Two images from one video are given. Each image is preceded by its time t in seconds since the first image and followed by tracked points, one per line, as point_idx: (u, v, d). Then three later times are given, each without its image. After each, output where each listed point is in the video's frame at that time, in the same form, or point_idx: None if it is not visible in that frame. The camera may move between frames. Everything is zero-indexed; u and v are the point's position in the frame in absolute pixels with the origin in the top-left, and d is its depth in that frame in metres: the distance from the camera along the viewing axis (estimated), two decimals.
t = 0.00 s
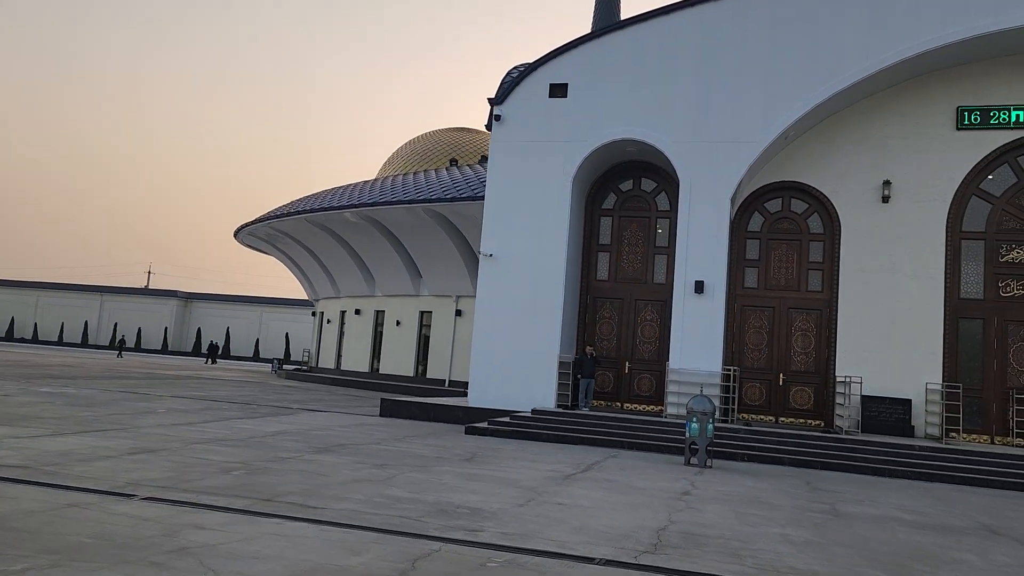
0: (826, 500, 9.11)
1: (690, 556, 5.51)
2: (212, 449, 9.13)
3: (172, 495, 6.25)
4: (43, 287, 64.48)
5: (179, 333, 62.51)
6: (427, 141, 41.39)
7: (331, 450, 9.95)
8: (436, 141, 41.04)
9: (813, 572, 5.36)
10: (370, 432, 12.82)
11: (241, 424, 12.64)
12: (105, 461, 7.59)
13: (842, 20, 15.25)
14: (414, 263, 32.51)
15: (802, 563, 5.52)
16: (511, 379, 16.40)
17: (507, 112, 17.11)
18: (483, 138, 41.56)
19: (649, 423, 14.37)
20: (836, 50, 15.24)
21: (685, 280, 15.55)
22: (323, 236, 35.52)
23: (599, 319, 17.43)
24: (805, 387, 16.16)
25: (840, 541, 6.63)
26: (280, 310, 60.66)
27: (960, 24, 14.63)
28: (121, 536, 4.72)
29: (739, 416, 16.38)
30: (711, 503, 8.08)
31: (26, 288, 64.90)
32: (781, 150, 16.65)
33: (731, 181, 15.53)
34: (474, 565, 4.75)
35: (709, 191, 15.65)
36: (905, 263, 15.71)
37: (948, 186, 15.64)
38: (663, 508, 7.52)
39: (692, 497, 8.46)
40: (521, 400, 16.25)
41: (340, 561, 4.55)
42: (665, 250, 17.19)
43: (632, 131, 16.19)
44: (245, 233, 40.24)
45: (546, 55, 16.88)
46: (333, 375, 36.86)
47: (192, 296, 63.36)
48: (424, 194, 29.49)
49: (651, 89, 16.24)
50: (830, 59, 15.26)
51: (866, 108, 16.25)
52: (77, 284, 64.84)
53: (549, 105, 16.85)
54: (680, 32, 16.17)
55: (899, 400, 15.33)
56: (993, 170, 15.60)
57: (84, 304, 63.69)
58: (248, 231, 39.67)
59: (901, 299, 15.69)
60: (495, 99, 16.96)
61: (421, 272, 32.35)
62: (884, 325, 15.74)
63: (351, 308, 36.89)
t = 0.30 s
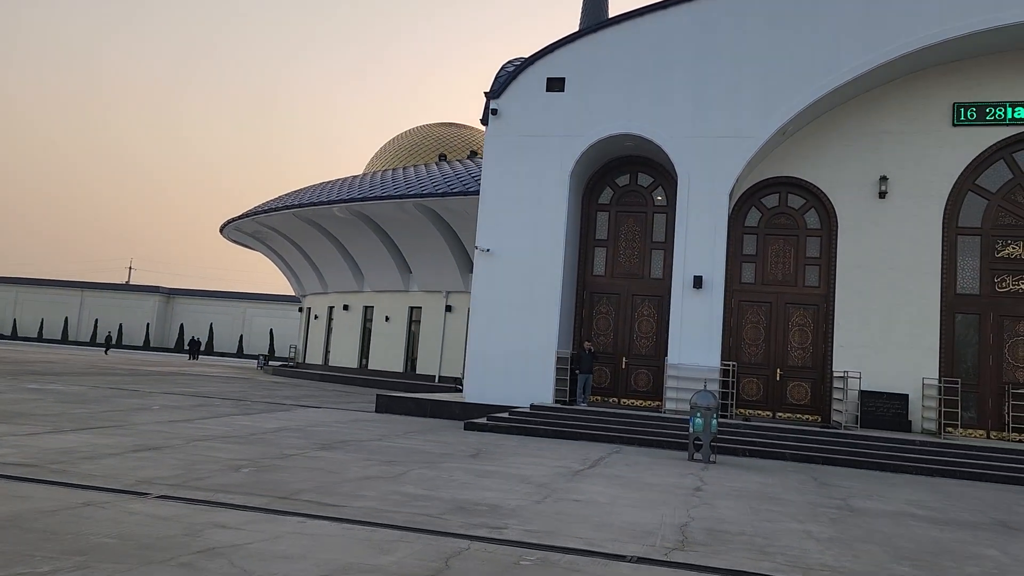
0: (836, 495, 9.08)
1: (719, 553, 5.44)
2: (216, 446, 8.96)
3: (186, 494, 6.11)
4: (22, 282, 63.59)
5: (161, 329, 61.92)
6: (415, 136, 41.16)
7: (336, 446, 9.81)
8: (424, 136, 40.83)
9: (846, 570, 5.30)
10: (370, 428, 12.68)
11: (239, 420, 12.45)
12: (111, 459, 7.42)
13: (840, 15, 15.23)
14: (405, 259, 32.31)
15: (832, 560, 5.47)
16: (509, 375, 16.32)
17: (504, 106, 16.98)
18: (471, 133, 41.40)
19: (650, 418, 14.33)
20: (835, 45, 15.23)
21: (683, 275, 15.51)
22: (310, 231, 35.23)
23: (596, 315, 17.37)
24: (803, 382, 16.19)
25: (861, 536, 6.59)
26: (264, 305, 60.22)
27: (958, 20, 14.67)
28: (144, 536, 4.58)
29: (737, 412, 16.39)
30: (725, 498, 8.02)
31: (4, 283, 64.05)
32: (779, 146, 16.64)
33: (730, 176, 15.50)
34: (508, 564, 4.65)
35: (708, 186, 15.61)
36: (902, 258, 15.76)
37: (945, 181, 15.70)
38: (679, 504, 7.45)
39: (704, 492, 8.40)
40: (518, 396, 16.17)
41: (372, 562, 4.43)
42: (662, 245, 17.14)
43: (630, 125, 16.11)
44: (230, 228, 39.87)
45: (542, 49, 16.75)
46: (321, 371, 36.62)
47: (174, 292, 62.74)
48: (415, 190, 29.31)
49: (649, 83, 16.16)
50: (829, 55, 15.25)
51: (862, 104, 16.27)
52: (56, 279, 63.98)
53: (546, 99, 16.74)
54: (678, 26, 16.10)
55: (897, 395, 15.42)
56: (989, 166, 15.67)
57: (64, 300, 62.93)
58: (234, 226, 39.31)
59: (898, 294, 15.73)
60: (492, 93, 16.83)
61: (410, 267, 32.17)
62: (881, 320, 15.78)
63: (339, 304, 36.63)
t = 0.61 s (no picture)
0: (845, 494, 9.10)
1: (748, 556, 5.39)
2: (221, 449, 8.83)
3: (201, 500, 5.98)
4: None
5: (143, 328, 61.30)
6: (401, 133, 40.96)
7: (340, 448, 9.71)
8: (410, 133, 40.64)
9: (874, 570, 5.28)
10: (369, 429, 12.57)
11: (237, 422, 12.30)
12: (118, 464, 7.28)
13: (835, 13, 15.27)
14: (393, 257, 32.15)
15: (859, 562, 5.45)
16: (505, 373, 16.24)
17: (499, 104, 16.88)
18: (457, 130, 41.25)
19: (649, 417, 14.31)
20: (830, 43, 15.26)
21: (680, 273, 15.50)
22: (297, 228, 34.96)
23: (591, 312, 17.33)
24: (799, 380, 16.24)
25: (880, 536, 6.59)
26: (248, 304, 59.77)
27: (952, 18, 14.74)
28: (169, 545, 4.48)
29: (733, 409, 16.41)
30: (738, 499, 8.01)
31: None
32: (775, 144, 16.66)
33: (727, 174, 15.50)
34: (541, 571, 4.59)
35: (705, 184, 15.60)
36: (896, 256, 15.83)
37: (939, 180, 15.79)
38: (694, 505, 7.42)
39: (715, 492, 8.38)
40: (515, 395, 16.10)
41: (406, 569, 4.36)
42: (658, 243, 17.13)
43: (626, 123, 16.06)
44: (216, 226, 39.54)
45: (538, 46, 16.65)
46: (309, 370, 36.37)
47: (155, 290, 62.11)
48: (404, 187, 29.16)
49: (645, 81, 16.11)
50: (824, 52, 15.28)
51: (857, 102, 16.32)
52: (35, 278, 63.11)
53: (542, 96, 16.66)
54: (674, 24, 16.06)
55: (894, 393, 15.50)
56: (983, 164, 15.77)
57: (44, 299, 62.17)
58: (220, 223, 38.98)
59: (894, 292, 15.79)
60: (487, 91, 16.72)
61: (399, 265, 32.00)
62: (876, 318, 15.84)
63: (327, 302, 36.39)
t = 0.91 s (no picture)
0: (854, 489, 9.11)
1: (776, 554, 5.35)
2: (226, 449, 8.71)
3: (217, 501, 5.87)
4: None
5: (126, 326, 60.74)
6: (389, 129, 40.77)
7: (345, 447, 9.61)
8: (398, 129, 40.45)
9: (903, 567, 5.26)
10: (370, 427, 12.47)
11: (236, 421, 12.16)
12: (126, 465, 7.14)
13: (831, 8, 15.29)
14: (384, 253, 31.99)
15: (887, 558, 5.43)
16: (503, 370, 16.16)
17: (496, 99, 16.78)
18: (445, 125, 41.10)
19: (649, 412, 14.29)
20: (826, 37, 15.28)
21: (679, 268, 15.48)
22: (286, 225, 34.70)
23: (589, 308, 17.28)
24: (796, 374, 16.24)
25: (899, 532, 6.58)
26: (232, 301, 59.33)
27: (947, 13, 14.81)
28: (197, 549, 4.37)
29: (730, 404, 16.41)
30: (751, 495, 7.98)
31: None
32: (771, 139, 16.66)
33: (725, 169, 15.49)
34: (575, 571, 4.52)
35: (703, 179, 15.59)
36: (892, 250, 15.86)
37: (935, 174, 15.85)
38: (710, 502, 7.39)
39: (727, 489, 8.35)
40: (513, 391, 16.03)
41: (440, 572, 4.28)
42: (654, 238, 17.10)
43: (624, 118, 16.01)
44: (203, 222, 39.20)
45: (535, 40, 16.56)
46: (298, 367, 36.12)
47: (138, 287, 61.51)
48: (396, 183, 29.03)
49: (643, 75, 16.07)
50: (820, 47, 15.29)
51: (852, 96, 16.34)
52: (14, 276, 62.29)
53: (538, 91, 16.57)
54: (671, 18, 16.02)
55: (889, 386, 15.48)
56: (977, 159, 15.84)
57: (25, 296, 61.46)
58: (207, 219, 38.67)
59: (890, 285, 15.82)
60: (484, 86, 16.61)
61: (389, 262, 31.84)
62: (873, 312, 15.87)
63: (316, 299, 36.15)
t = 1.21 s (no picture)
0: (867, 485, 9.09)
1: (810, 554, 5.29)
2: (236, 449, 8.58)
3: (238, 505, 5.75)
4: None
5: (112, 322, 60.18)
6: (379, 124, 40.55)
7: (354, 447, 9.50)
8: (389, 123, 40.25)
9: (937, 566, 5.22)
10: (374, 425, 12.35)
11: (239, 420, 12.01)
12: (138, 467, 7.01)
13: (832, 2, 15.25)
14: (377, 249, 31.81)
15: (920, 558, 5.39)
16: (504, 366, 16.08)
17: (496, 93, 16.66)
18: (436, 120, 40.92)
19: (652, 409, 14.25)
20: (828, 31, 15.25)
21: (680, 264, 15.44)
22: (277, 220, 34.42)
23: (588, 304, 17.21)
24: (797, 369, 16.18)
25: (923, 530, 6.54)
26: (220, 297, 58.92)
27: (949, 7, 14.80)
28: (230, 557, 4.26)
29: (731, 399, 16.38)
30: (769, 493, 7.94)
31: None
32: (771, 134, 16.63)
33: (726, 164, 15.46)
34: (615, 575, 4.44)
35: (705, 174, 15.55)
36: (892, 245, 15.86)
37: (935, 168, 15.86)
38: (730, 501, 7.34)
39: (743, 487, 8.30)
40: (514, 388, 15.95)
41: None
42: (654, 233, 17.06)
43: (625, 113, 15.93)
44: (192, 218, 38.83)
45: (535, 35, 16.44)
46: (290, 363, 35.90)
47: (124, 283, 60.95)
48: (390, 178, 28.87)
49: (643, 70, 15.99)
50: (822, 41, 15.26)
51: (852, 91, 16.32)
52: None
53: (538, 86, 16.47)
54: (672, 13, 15.94)
55: (890, 380, 15.49)
56: (977, 154, 15.86)
57: (9, 293, 60.74)
58: (196, 215, 38.29)
59: (891, 280, 15.82)
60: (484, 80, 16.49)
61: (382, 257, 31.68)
62: (874, 307, 15.86)
63: (308, 295, 35.92)
